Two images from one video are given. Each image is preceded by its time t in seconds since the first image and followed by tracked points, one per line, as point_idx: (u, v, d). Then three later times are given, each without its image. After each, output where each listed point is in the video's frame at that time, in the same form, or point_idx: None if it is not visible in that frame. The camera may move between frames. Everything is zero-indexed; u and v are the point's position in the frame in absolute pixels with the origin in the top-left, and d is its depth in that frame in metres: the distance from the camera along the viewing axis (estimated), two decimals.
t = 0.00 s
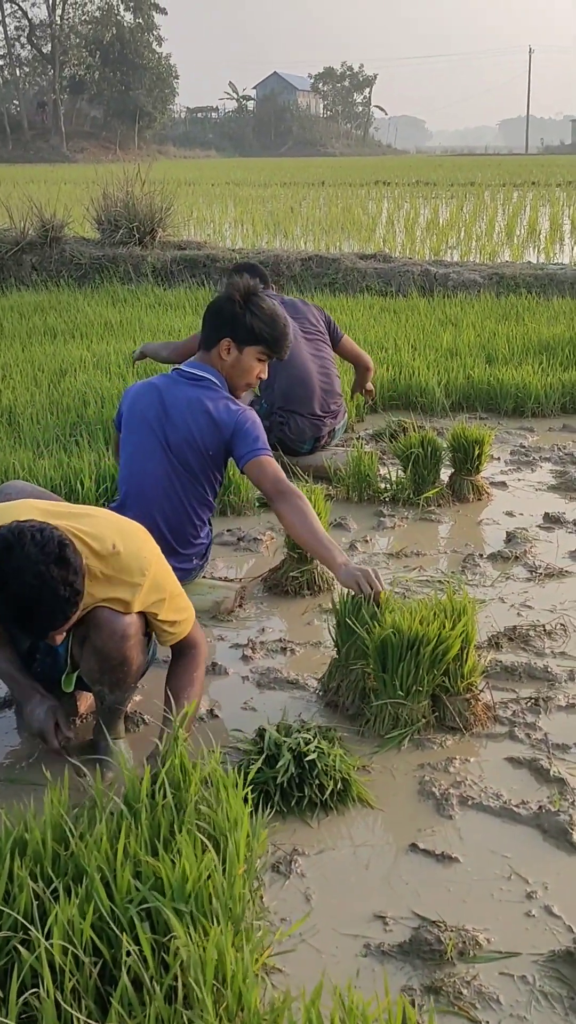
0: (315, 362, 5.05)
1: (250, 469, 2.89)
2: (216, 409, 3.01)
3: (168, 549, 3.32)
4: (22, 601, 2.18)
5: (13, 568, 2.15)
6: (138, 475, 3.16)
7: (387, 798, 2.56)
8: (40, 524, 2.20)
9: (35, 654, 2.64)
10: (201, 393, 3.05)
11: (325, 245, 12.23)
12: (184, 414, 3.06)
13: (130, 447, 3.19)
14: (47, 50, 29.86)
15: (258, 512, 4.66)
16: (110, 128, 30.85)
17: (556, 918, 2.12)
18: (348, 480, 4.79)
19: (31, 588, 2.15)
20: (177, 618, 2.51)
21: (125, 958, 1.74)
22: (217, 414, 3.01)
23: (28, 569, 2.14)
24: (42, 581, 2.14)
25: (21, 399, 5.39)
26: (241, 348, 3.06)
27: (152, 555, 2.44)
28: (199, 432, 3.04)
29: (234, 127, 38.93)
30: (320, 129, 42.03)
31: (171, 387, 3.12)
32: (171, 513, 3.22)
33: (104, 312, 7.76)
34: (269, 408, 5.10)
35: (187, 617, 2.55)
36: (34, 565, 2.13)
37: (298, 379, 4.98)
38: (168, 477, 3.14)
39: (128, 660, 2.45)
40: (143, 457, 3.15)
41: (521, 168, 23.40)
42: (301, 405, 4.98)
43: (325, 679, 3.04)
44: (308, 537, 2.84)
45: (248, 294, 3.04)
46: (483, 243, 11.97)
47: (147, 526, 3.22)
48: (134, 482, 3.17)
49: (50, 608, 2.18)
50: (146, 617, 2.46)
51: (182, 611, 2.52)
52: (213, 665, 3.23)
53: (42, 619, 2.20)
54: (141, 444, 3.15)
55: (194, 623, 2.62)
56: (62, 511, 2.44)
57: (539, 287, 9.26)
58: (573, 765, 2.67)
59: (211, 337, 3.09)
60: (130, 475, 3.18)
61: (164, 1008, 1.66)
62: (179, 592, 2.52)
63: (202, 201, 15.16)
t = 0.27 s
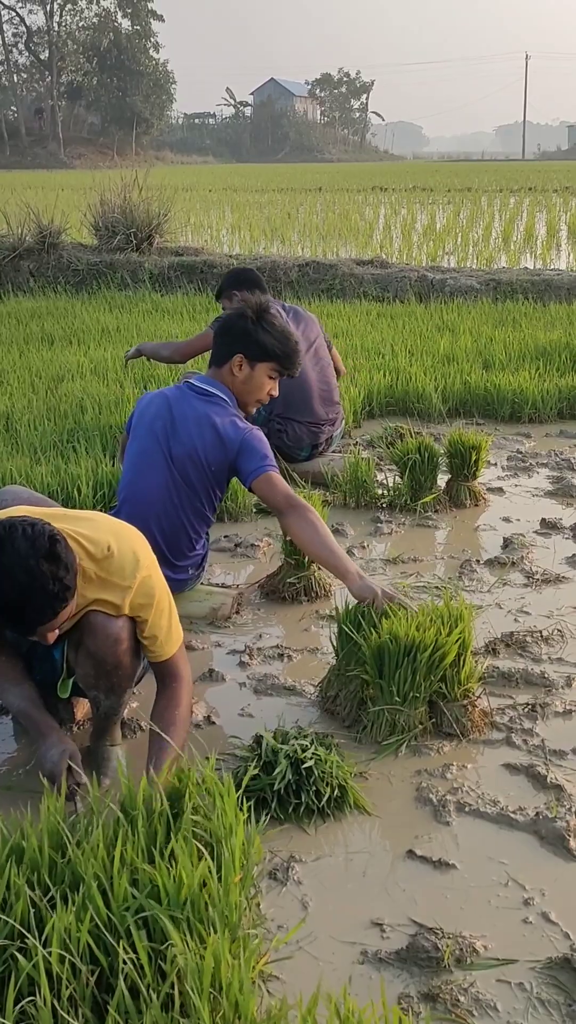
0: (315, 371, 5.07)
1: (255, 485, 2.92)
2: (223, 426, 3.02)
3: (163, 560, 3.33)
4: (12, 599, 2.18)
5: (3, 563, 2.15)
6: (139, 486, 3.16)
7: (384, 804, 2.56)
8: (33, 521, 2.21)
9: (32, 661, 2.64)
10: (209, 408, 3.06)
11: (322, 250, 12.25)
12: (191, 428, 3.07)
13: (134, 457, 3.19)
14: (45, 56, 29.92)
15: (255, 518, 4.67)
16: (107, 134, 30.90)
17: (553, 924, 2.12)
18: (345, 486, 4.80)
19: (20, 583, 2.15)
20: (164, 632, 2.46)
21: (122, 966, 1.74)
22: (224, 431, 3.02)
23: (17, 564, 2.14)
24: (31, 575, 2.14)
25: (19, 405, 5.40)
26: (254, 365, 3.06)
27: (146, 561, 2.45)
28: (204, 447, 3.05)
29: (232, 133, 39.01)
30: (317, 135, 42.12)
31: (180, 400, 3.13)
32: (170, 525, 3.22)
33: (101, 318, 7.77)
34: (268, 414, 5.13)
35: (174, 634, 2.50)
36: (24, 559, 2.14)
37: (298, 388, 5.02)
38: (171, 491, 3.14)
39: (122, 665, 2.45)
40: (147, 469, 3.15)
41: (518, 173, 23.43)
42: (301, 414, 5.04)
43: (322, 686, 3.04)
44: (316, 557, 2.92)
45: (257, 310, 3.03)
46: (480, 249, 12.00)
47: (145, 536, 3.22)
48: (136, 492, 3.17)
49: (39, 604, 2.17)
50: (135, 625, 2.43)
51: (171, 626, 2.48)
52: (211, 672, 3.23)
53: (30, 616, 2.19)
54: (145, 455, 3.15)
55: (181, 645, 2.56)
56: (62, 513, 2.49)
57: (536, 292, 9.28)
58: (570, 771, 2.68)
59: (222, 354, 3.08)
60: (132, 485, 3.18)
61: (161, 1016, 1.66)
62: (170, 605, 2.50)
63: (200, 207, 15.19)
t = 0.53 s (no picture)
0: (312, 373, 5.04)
1: (261, 496, 2.97)
2: (232, 436, 3.05)
3: (169, 569, 3.32)
4: None
5: None
6: (147, 496, 3.15)
7: (380, 810, 2.56)
8: (18, 514, 2.21)
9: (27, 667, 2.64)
10: (217, 417, 3.08)
11: (318, 256, 12.26)
12: (200, 437, 3.08)
13: (140, 466, 3.18)
14: (41, 61, 29.94)
15: (251, 523, 4.67)
16: (104, 140, 30.91)
17: (548, 930, 2.12)
18: (341, 492, 4.80)
19: None
20: (153, 640, 2.41)
21: (116, 974, 1.74)
22: (233, 441, 3.05)
23: None
24: (8, 566, 2.13)
25: (15, 411, 5.40)
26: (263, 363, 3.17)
27: (139, 566, 2.42)
28: (214, 457, 3.07)
29: (228, 138, 39.06)
30: (314, 140, 42.19)
31: (186, 408, 3.13)
32: (178, 534, 3.22)
33: (98, 323, 7.77)
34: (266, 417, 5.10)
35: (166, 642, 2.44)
36: (3, 549, 2.12)
37: (296, 390, 4.99)
38: (180, 501, 3.14)
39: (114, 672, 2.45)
40: (155, 479, 3.14)
41: (514, 179, 23.46)
42: (299, 417, 5.01)
43: (317, 691, 3.04)
44: (311, 571, 3.00)
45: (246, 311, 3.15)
46: (476, 255, 12.01)
47: (153, 546, 3.21)
48: (145, 502, 3.15)
49: (15, 595, 2.15)
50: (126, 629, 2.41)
51: (162, 633, 2.43)
52: (206, 677, 3.23)
53: (5, 607, 2.17)
54: (153, 464, 3.14)
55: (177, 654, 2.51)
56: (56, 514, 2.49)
57: (532, 297, 9.30)
58: (566, 776, 2.68)
59: (236, 359, 3.13)
60: (141, 495, 3.16)
61: None
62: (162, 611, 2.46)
63: (196, 212, 15.20)
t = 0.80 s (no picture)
0: (312, 379, 5.04)
1: (260, 495, 3.03)
2: (229, 437, 3.11)
3: (170, 575, 3.33)
4: None
5: None
6: (148, 503, 3.15)
7: (376, 815, 2.56)
8: None
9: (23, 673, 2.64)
10: (213, 420, 3.13)
11: (315, 261, 12.28)
12: (198, 440, 3.11)
13: (137, 473, 3.18)
14: (38, 67, 29.98)
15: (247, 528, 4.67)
16: (101, 146, 30.96)
17: (543, 935, 2.12)
18: (337, 497, 4.80)
19: None
20: (144, 637, 2.41)
21: (111, 980, 1.74)
22: (231, 442, 3.11)
23: None
24: None
25: (11, 416, 5.40)
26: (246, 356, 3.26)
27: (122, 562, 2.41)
28: (214, 458, 3.11)
29: (225, 144, 39.15)
30: (310, 146, 42.29)
31: (180, 412, 3.16)
32: (181, 539, 3.23)
33: (94, 329, 7.78)
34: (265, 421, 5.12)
35: (158, 638, 2.44)
36: None
37: (296, 396, 4.99)
38: (183, 505, 3.16)
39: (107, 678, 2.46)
40: (155, 484, 3.14)
41: (511, 185, 23.53)
42: (298, 422, 5.04)
43: (314, 695, 3.05)
44: (309, 571, 3.06)
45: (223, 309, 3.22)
46: (472, 260, 12.04)
47: (156, 552, 3.22)
48: (147, 509, 3.15)
49: None
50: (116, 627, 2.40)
51: (153, 626, 2.43)
52: (202, 683, 3.23)
53: None
54: (153, 470, 3.15)
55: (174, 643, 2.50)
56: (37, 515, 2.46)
57: (527, 303, 9.32)
58: (561, 781, 2.68)
59: (223, 356, 3.19)
60: (142, 502, 3.16)
61: None
62: (152, 606, 2.43)
63: (193, 218, 15.23)
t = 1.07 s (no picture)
0: (317, 385, 5.10)
1: (243, 494, 3.07)
2: (217, 437, 3.14)
3: (168, 580, 3.34)
4: None
5: None
6: (144, 507, 3.18)
7: (372, 820, 2.56)
8: None
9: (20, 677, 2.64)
10: (201, 421, 3.17)
11: (311, 267, 12.31)
12: (188, 442, 3.15)
13: (131, 480, 3.20)
14: (35, 73, 30.03)
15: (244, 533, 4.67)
16: (98, 151, 31.01)
17: (540, 940, 2.13)
18: (333, 502, 4.81)
19: None
20: (90, 644, 2.29)
21: (107, 986, 1.75)
22: (219, 442, 3.14)
23: None
24: None
25: (8, 422, 5.40)
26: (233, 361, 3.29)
27: (83, 560, 2.36)
28: (205, 459, 3.14)
29: (222, 149, 39.23)
30: (307, 151, 42.38)
31: (168, 415, 3.20)
32: (177, 543, 3.25)
33: (91, 334, 7.79)
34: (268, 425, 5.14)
35: (105, 647, 2.29)
36: None
37: (299, 401, 5.03)
38: (178, 506, 3.18)
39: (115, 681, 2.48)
40: (149, 488, 3.17)
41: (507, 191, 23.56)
42: (301, 427, 5.06)
43: (309, 699, 3.06)
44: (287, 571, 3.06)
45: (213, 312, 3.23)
46: (468, 264, 12.07)
47: (154, 557, 3.23)
48: (143, 514, 3.18)
49: None
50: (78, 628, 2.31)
51: (112, 627, 2.30)
52: (199, 688, 3.23)
53: None
54: (145, 476, 3.17)
55: (128, 655, 2.31)
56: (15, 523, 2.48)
57: (524, 307, 9.34)
58: (557, 786, 2.68)
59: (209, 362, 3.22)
60: (137, 508, 3.18)
61: None
62: (102, 611, 2.30)
63: (189, 223, 15.26)
